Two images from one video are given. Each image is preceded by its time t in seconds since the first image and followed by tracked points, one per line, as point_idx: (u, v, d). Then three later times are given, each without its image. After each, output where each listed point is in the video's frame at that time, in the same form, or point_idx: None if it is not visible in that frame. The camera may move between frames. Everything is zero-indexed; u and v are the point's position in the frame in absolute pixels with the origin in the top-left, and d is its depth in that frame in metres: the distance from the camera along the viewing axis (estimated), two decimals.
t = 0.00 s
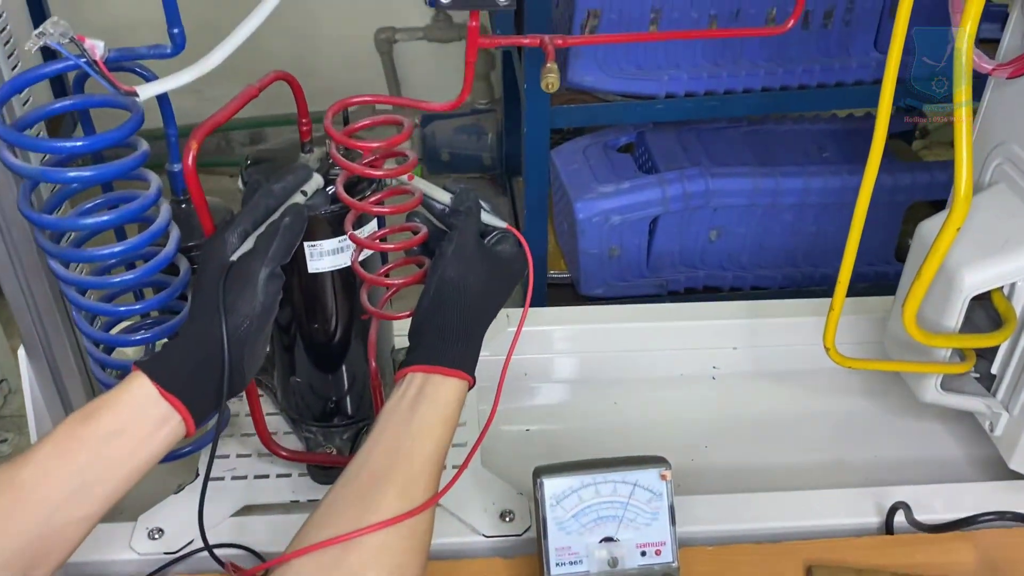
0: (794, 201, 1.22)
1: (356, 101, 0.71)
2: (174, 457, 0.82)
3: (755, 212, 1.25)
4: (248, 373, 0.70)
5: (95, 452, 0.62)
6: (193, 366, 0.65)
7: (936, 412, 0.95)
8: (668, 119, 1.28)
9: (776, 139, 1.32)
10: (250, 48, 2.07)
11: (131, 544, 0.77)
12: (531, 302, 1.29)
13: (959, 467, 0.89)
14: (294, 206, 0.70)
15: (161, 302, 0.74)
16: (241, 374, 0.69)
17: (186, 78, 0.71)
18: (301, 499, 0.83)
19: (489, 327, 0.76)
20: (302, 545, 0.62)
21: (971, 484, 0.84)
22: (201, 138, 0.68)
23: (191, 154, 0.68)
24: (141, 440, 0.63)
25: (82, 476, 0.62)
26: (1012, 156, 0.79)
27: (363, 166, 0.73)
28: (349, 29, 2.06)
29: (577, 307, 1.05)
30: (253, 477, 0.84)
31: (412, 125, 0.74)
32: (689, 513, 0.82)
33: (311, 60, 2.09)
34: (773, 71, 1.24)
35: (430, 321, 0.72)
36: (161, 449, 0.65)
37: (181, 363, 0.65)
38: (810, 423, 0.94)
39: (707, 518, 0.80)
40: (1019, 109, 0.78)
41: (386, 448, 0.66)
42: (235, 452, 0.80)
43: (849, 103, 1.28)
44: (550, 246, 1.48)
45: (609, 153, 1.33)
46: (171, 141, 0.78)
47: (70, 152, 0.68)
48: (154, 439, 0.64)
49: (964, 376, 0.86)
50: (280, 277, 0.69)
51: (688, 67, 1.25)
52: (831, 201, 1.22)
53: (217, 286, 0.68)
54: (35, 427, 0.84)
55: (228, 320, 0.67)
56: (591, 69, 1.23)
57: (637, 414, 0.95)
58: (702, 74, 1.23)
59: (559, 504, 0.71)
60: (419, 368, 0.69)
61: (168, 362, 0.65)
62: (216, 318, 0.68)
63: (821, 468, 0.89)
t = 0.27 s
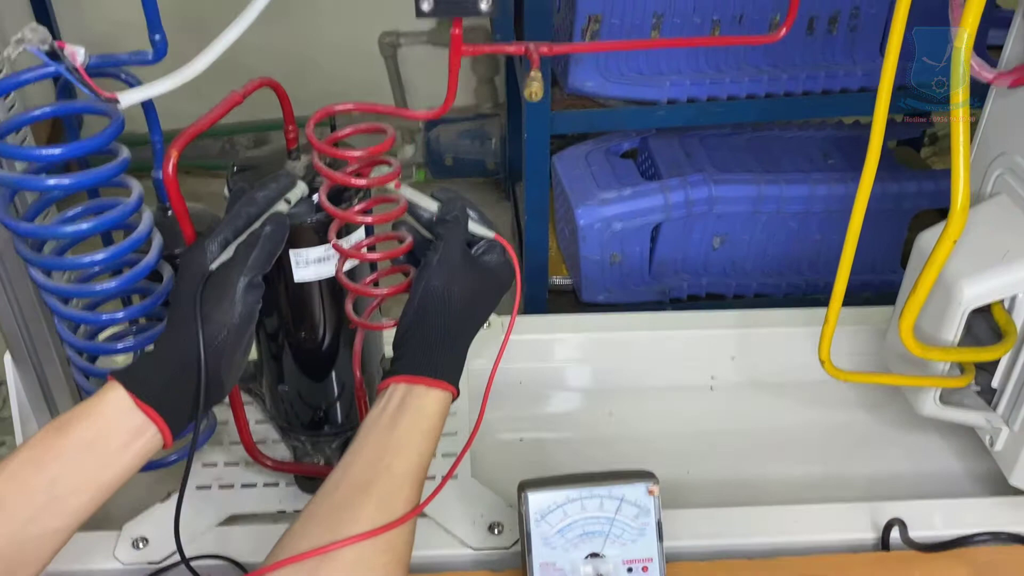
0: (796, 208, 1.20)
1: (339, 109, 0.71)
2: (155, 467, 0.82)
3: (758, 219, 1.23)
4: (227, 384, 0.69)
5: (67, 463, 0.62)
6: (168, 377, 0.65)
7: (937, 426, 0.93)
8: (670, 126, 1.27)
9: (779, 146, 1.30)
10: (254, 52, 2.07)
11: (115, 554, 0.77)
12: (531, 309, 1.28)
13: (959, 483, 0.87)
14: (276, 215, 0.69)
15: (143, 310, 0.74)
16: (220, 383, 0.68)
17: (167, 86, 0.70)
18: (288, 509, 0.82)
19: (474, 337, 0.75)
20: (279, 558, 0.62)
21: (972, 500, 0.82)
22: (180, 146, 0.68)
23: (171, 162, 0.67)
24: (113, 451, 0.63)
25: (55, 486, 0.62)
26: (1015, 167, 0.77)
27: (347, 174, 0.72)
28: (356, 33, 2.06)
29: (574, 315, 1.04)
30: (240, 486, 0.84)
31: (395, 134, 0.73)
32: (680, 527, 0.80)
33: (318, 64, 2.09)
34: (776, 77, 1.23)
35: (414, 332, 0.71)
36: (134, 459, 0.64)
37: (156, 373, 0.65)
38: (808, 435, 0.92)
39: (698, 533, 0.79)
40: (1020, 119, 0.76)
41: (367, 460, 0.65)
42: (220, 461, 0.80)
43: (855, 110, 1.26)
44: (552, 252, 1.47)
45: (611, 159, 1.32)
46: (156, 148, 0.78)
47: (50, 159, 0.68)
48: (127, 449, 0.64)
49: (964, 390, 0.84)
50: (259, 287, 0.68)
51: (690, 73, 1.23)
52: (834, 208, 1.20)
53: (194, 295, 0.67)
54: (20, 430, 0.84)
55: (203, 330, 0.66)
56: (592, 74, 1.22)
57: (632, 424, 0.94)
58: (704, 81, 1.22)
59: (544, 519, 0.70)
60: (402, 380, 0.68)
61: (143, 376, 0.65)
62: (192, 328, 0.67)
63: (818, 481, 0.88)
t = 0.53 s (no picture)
0: (822, 204, 1.19)
1: (364, 101, 0.70)
2: (181, 458, 0.82)
3: (783, 215, 1.21)
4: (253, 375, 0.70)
5: (93, 456, 0.62)
6: (194, 369, 0.66)
7: (964, 427, 0.92)
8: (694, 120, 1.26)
9: (805, 141, 1.29)
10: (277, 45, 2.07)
11: (138, 544, 0.77)
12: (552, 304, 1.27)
13: (986, 484, 0.85)
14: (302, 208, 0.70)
15: (169, 301, 0.74)
16: (245, 376, 0.69)
17: (193, 78, 0.70)
18: (310, 500, 0.83)
19: (497, 329, 0.75)
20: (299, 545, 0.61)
21: (1000, 502, 0.81)
22: (206, 138, 0.68)
23: (197, 154, 0.68)
24: (138, 444, 0.64)
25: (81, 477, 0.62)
26: None
27: (371, 167, 0.71)
28: (379, 26, 2.06)
29: (596, 310, 1.03)
30: (262, 477, 0.84)
31: (419, 128, 0.73)
32: (702, 525, 0.79)
33: (340, 57, 2.10)
34: (802, 71, 1.21)
35: (437, 322, 0.71)
36: (160, 452, 0.65)
37: (184, 365, 0.65)
38: (832, 434, 0.91)
39: (720, 531, 0.78)
40: None
41: (388, 449, 0.65)
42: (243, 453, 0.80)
43: (882, 105, 1.24)
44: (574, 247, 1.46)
45: (635, 154, 1.31)
46: (182, 140, 0.78)
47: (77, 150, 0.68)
48: (153, 441, 0.64)
49: (993, 390, 0.83)
50: (285, 280, 0.69)
51: (716, 66, 1.21)
52: (860, 205, 1.18)
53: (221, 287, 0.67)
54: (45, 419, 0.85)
55: (230, 322, 0.66)
56: (617, 67, 1.21)
57: (654, 421, 0.93)
58: (729, 75, 1.21)
59: (565, 515, 0.70)
60: (424, 370, 0.68)
61: (170, 370, 0.65)
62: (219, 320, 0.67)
63: (842, 481, 0.87)
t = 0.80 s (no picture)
0: (849, 197, 1.17)
1: (392, 90, 0.70)
2: (210, 445, 0.83)
3: (810, 208, 1.20)
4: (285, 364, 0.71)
5: (123, 442, 0.62)
6: (228, 358, 0.66)
7: (993, 424, 0.91)
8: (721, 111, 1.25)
9: (832, 134, 1.27)
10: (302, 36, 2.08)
11: (165, 529, 0.78)
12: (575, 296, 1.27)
13: (1016, 482, 0.84)
14: (330, 196, 0.70)
15: (198, 289, 0.75)
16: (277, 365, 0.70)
17: (224, 66, 0.70)
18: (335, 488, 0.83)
19: (522, 320, 0.74)
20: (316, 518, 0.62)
21: None
22: (237, 126, 0.68)
23: (228, 142, 0.68)
24: (168, 430, 0.64)
25: (110, 463, 0.61)
26: None
27: (399, 156, 0.71)
28: (402, 17, 2.06)
29: (622, 302, 1.03)
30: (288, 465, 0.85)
31: (448, 116, 0.72)
32: (729, 519, 0.79)
33: (363, 48, 2.10)
34: (831, 62, 1.20)
35: (462, 310, 0.71)
36: (188, 439, 0.65)
37: (218, 353, 0.66)
38: (859, 430, 0.90)
39: (745, 525, 0.77)
40: None
41: (409, 429, 0.65)
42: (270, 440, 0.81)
43: (912, 98, 1.22)
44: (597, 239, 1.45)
45: (660, 145, 1.30)
46: (211, 128, 0.78)
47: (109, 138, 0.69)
48: (182, 428, 0.65)
49: None
50: (316, 270, 0.70)
51: (743, 57, 1.20)
52: (888, 199, 1.17)
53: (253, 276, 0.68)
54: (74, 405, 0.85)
55: (264, 312, 0.67)
56: (643, 58, 1.20)
57: (679, 414, 0.93)
58: (756, 66, 1.20)
59: (592, 506, 0.70)
60: (448, 356, 0.68)
61: (202, 358, 0.66)
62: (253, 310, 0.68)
63: (869, 476, 0.86)
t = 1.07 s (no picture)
0: (864, 191, 1.17)
1: (406, 80, 0.69)
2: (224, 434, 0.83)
3: (824, 202, 1.20)
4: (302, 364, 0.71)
5: (143, 440, 0.63)
6: (246, 361, 0.67)
7: (1008, 420, 0.90)
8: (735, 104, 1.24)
9: (848, 127, 1.26)
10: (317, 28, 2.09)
11: (178, 518, 0.79)
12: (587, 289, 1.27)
13: None
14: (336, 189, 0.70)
15: (211, 280, 0.75)
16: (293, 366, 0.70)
17: (237, 56, 0.70)
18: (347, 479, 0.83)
19: (530, 319, 0.74)
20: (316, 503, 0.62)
21: None
22: (251, 117, 0.68)
23: (240, 133, 0.68)
24: (189, 430, 0.64)
25: (128, 458, 0.62)
26: None
27: (412, 147, 0.71)
28: (416, 9, 2.06)
29: (635, 295, 1.03)
30: (300, 455, 0.85)
31: (462, 107, 0.72)
32: (741, 513, 0.79)
33: (377, 40, 2.10)
34: (847, 55, 1.19)
35: (473, 306, 0.72)
36: (207, 438, 0.65)
37: (236, 357, 0.67)
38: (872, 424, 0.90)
39: (756, 519, 0.77)
40: None
41: (413, 419, 0.65)
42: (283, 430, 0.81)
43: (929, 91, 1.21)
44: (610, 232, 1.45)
45: (674, 138, 1.29)
46: (225, 119, 0.78)
47: (123, 128, 0.69)
48: (202, 427, 0.65)
49: None
50: (329, 271, 0.71)
51: (758, 49, 1.19)
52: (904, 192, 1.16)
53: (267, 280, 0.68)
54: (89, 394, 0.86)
55: (280, 317, 0.69)
56: (658, 50, 1.19)
57: (692, 407, 0.93)
58: (771, 58, 1.19)
59: (603, 499, 0.70)
60: (454, 351, 0.68)
61: (221, 362, 0.67)
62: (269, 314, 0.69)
63: (881, 471, 0.85)
